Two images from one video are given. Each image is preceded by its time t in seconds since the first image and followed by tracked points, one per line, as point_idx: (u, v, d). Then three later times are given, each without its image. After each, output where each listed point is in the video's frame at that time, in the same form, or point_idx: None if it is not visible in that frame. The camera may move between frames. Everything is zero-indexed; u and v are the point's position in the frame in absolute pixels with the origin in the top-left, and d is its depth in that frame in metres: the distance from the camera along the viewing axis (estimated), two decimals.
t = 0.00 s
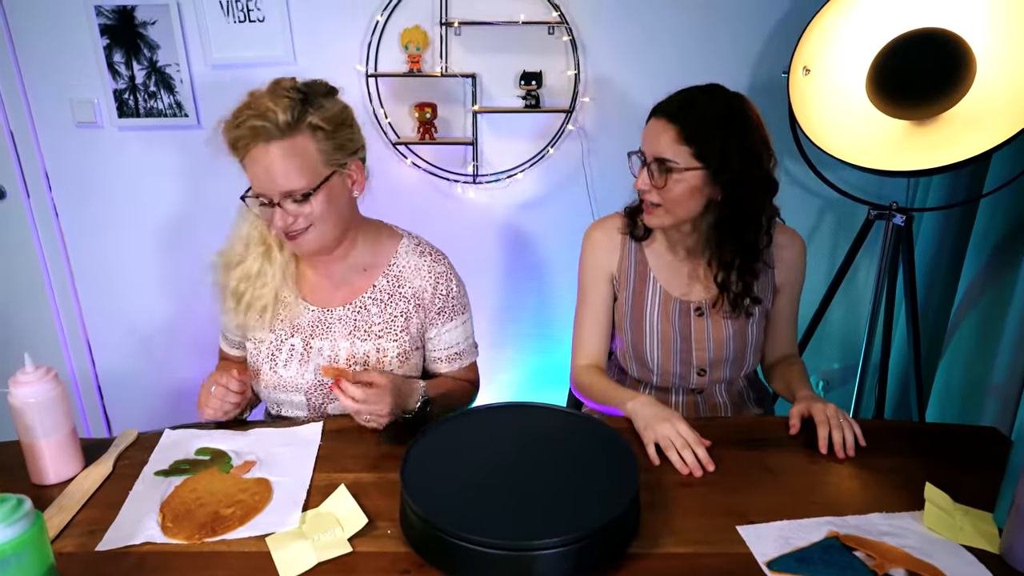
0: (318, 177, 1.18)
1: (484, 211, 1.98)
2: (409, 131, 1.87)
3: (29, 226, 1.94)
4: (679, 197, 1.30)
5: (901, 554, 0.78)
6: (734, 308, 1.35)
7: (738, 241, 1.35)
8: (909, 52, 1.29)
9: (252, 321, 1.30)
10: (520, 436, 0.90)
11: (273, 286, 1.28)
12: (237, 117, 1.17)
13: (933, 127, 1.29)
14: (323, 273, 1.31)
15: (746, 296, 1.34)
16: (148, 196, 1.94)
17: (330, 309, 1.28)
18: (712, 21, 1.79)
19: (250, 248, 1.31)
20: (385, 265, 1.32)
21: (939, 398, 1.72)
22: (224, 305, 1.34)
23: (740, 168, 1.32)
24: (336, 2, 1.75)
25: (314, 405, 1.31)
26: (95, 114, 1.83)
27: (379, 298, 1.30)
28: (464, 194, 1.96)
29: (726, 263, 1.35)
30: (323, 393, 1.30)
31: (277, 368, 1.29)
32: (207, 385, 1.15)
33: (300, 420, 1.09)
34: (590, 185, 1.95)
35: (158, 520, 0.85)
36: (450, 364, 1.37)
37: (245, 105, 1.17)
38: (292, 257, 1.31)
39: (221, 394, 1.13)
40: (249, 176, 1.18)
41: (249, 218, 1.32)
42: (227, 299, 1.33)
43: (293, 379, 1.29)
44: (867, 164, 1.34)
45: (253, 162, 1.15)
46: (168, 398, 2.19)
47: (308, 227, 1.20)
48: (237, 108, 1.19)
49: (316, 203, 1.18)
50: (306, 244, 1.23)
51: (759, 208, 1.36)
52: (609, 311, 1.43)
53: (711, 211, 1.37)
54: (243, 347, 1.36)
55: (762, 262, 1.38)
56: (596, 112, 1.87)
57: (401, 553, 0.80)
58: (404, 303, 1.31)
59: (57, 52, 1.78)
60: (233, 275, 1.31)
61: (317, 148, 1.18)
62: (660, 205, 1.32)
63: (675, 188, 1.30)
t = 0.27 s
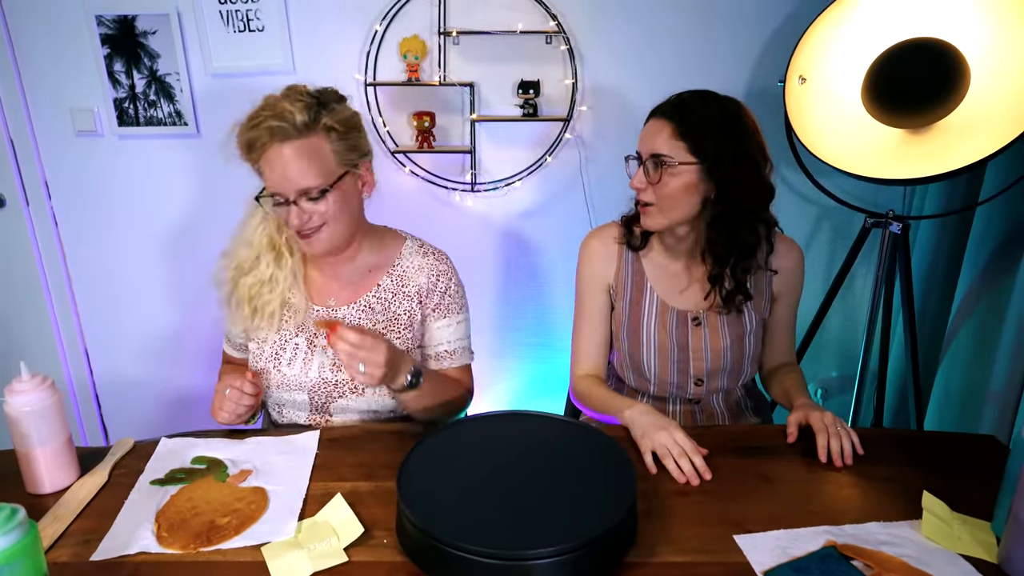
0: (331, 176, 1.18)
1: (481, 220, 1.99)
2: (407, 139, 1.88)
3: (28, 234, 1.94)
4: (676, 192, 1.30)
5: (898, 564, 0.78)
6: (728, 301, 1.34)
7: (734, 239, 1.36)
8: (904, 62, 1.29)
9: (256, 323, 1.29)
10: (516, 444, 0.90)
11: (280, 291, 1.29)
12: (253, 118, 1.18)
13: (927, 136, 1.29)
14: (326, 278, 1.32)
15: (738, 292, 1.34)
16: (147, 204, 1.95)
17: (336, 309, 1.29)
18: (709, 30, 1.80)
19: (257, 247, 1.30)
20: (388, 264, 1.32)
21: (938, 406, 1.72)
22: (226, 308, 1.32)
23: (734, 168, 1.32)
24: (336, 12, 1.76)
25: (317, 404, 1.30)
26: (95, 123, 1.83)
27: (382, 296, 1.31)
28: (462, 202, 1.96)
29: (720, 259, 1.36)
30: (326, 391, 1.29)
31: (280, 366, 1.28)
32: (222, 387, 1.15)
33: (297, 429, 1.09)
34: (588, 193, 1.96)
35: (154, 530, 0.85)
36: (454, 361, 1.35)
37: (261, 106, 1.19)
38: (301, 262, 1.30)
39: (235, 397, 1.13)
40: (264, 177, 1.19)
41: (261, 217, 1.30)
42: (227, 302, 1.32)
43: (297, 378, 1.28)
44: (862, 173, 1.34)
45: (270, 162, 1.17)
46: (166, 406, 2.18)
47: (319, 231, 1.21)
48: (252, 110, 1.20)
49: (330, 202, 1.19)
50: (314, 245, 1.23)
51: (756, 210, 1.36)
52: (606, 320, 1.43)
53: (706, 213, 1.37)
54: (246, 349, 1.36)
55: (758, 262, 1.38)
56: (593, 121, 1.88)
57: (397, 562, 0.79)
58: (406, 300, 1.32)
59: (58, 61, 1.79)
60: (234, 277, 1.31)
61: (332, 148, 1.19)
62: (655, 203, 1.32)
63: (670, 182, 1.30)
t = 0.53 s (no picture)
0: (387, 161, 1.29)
1: (480, 230, 1.99)
2: (407, 150, 1.89)
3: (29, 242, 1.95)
4: (675, 202, 1.33)
5: None
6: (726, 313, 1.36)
7: (735, 249, 1.38)
8: (902, 76, 1.30)
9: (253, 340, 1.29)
10: (512, 454, 0.90)
11: (281, 300, 1.29)
12: (313, 117, 1.27)
13: (926, 149, 1.30)
14: (337, 278, 1.35)
15: (738, 300, 1.36)
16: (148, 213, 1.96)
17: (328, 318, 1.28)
18: (707, 43, 1.82)
19: (269, 255, 1.35)
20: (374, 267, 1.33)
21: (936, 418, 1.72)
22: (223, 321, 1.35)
23: (728, 177, 1.35)
24: (337, 24, 1.78)
25: (310, 413, 1.29)
26: (97, 132, 1.85)
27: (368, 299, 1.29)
28: (461, 212, 1.97)
29: (718, 267, 1.38)
30: (318, 399, 1.28)
31: (274, 376, 1.28)
32: (230, 401, 1.16)
33: (294, 437, 1.09)
34: (587, 204, 1.97)
35: (149, 537, 0.85)
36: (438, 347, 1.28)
37: (320, 100, 1.31)
38: (310, 271, 1.34)
39: (244, 409, 1.14)
40: (320, 154, 1.24)
41: (280, 223, 1.35)
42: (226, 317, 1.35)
43: (291, 387, 1.28)
44: (862, 186, 1.34)
45: (331, 136, 1.25)
46: (165, 414, 2.19)
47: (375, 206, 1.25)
48: (308, 104, 1.31)
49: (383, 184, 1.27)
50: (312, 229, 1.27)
51: (752, 217, 1.39)
52: (603, 331, 1.43)
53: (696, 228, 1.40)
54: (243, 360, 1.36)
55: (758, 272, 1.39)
56: (593, 132, 1.89)
57: (392, 571, 0.79)
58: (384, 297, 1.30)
59: (61, 71, 1.80)
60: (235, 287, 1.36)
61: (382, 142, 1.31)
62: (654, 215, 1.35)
63: (668, 194, 1.33)
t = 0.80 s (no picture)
0: (397, 170, 1.30)
1: (480, 232, 2.00)
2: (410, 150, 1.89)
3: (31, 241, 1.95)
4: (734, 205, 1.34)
5: None
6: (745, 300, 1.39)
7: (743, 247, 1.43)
8: (905, 81, 1.30)
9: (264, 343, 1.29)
10: (511, 456, 0.90)
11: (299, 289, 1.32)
12: (336, 125, 1.34)
13: (928, 154, 1.30)
14: (332, 290, 1.32)
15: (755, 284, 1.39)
16: (150, 212, 1.96)
17: (321, 329, 1.28)
18: (710, 46, 1.82)
19: (273, 250, 1.36)
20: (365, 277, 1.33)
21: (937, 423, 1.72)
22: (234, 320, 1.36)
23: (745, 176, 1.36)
24: (341, 24, 1.79)
25: (302, 422, 1.30)
26: (100, 131, 1.85)
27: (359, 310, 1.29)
28: (463, 214, 1.97)
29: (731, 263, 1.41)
30: (310, 409, 1.29)
31: (267, 385, 1.28)
32: (236, 405, 1.16)
33: (294, 438, 1.10)
34: (589, 206, 1.97)
35: (149, 536, 0.85)
36: (416, 365, 1.27)
37: (358, 112, 1.37)
38: (312, 270, 1.34)
39: (250, 414, 1.13)
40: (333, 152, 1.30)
41: (283, 215, 1.37)
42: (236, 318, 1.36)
43: (285, 396, 1.28)
44: (864, 191, 1.34)
45: (347, 138, 1.30)
46: (165, 413, 2.19)
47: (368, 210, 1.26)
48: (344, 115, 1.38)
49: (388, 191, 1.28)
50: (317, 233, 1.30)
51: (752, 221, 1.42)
52: (598, 335, 1.42)
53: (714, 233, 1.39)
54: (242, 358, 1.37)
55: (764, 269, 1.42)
56: (595, 134, 1.89)
57: (391, 571, 0.79)
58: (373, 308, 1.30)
59: (65, 70, 1.81)
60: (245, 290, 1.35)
61: (399, 154, 1.33)
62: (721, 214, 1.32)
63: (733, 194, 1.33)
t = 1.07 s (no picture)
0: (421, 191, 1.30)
1: (483, 228, 2.00)
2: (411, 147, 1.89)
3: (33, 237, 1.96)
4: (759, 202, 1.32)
5: None
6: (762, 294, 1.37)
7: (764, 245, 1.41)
8: (908, 79, 1.30)
9: (273, 351, 1.29)
10: (512, 452, 0.90)
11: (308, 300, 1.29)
12: (358, 130, 1.25)
13: (930, 151, 1.30)
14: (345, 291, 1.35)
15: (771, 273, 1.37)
16: (152, 209, 1.96)
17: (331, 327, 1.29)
18: (713, 43, 1.82)
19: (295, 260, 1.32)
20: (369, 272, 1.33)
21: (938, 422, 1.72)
22: (235, 315, 1.37)
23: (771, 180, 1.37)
24: (342, 21, 1.78)
25: (310, 418, 1.30)
26: (101, 127, 1.85)
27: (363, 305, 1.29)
28: (464, 211, 1.97)
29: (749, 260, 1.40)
30: (317, 405, 1.29)
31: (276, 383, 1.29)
32: (239, 401, 1.15)
33: (295, 434, 1.10)
34: (591, 204, 1.97)
35: (150, 531, 0.85)
36: (421, 360, 1.27)
37: (362, 113, 1.28)
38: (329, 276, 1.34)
39: (254, 411, 1.12)
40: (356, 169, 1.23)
41: (303, 228, 1.32)
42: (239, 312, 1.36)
43: (290, 392, 1.28)
44: (865, 188, 1.34)
45: (371, 155, 1.24)
46: (167, 410, 2.19)
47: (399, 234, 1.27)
48: (347, 114, 1.28)
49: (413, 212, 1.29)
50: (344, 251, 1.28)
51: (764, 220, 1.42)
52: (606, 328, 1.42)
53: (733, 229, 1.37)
54: (244, 358, 1.39)
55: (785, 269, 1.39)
56: (597, 131, 1.89)
57: (391, 567, 0.80)
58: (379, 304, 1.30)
59: (66, 66, 1.81)
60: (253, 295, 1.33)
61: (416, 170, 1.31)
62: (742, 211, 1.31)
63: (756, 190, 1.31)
